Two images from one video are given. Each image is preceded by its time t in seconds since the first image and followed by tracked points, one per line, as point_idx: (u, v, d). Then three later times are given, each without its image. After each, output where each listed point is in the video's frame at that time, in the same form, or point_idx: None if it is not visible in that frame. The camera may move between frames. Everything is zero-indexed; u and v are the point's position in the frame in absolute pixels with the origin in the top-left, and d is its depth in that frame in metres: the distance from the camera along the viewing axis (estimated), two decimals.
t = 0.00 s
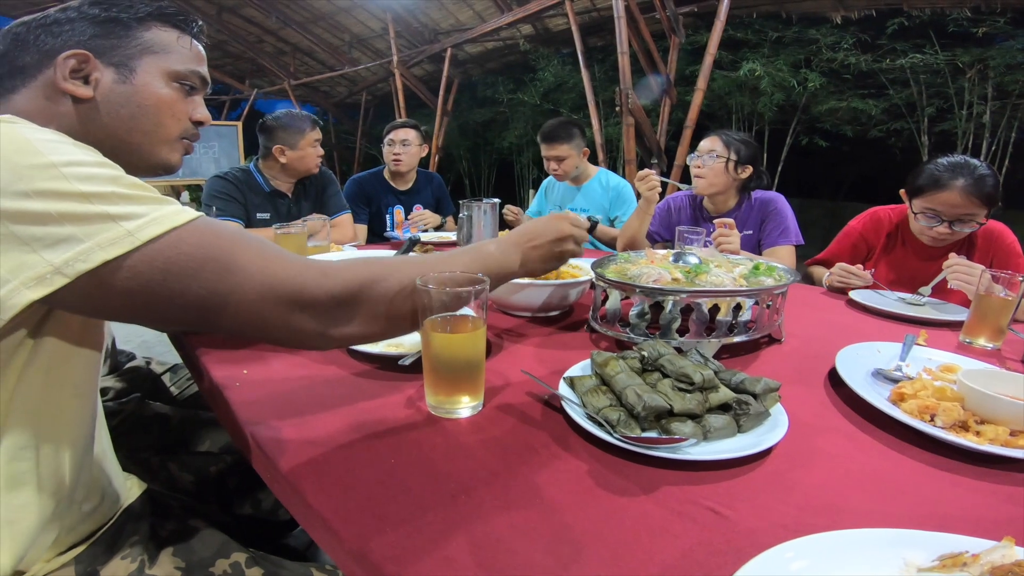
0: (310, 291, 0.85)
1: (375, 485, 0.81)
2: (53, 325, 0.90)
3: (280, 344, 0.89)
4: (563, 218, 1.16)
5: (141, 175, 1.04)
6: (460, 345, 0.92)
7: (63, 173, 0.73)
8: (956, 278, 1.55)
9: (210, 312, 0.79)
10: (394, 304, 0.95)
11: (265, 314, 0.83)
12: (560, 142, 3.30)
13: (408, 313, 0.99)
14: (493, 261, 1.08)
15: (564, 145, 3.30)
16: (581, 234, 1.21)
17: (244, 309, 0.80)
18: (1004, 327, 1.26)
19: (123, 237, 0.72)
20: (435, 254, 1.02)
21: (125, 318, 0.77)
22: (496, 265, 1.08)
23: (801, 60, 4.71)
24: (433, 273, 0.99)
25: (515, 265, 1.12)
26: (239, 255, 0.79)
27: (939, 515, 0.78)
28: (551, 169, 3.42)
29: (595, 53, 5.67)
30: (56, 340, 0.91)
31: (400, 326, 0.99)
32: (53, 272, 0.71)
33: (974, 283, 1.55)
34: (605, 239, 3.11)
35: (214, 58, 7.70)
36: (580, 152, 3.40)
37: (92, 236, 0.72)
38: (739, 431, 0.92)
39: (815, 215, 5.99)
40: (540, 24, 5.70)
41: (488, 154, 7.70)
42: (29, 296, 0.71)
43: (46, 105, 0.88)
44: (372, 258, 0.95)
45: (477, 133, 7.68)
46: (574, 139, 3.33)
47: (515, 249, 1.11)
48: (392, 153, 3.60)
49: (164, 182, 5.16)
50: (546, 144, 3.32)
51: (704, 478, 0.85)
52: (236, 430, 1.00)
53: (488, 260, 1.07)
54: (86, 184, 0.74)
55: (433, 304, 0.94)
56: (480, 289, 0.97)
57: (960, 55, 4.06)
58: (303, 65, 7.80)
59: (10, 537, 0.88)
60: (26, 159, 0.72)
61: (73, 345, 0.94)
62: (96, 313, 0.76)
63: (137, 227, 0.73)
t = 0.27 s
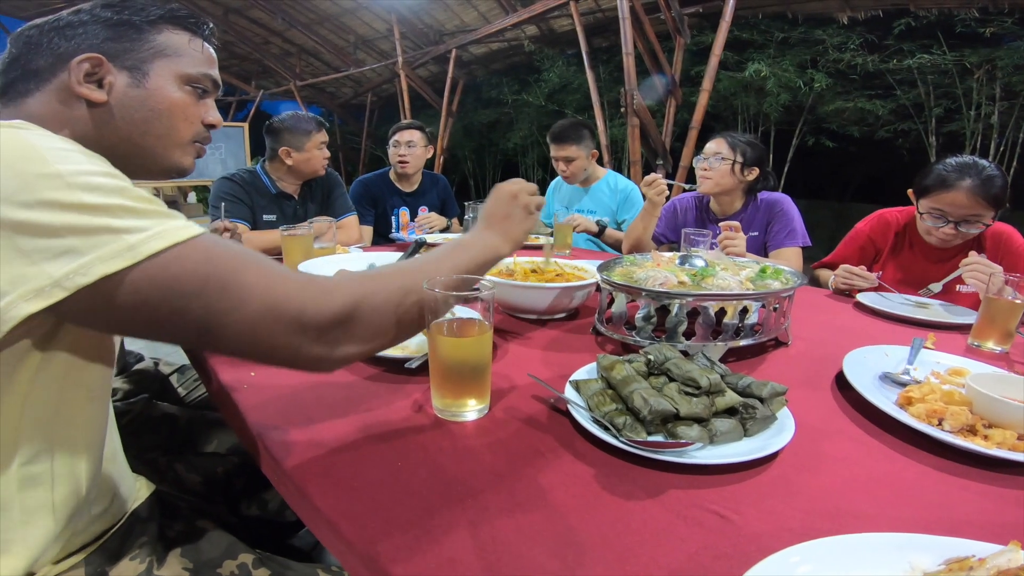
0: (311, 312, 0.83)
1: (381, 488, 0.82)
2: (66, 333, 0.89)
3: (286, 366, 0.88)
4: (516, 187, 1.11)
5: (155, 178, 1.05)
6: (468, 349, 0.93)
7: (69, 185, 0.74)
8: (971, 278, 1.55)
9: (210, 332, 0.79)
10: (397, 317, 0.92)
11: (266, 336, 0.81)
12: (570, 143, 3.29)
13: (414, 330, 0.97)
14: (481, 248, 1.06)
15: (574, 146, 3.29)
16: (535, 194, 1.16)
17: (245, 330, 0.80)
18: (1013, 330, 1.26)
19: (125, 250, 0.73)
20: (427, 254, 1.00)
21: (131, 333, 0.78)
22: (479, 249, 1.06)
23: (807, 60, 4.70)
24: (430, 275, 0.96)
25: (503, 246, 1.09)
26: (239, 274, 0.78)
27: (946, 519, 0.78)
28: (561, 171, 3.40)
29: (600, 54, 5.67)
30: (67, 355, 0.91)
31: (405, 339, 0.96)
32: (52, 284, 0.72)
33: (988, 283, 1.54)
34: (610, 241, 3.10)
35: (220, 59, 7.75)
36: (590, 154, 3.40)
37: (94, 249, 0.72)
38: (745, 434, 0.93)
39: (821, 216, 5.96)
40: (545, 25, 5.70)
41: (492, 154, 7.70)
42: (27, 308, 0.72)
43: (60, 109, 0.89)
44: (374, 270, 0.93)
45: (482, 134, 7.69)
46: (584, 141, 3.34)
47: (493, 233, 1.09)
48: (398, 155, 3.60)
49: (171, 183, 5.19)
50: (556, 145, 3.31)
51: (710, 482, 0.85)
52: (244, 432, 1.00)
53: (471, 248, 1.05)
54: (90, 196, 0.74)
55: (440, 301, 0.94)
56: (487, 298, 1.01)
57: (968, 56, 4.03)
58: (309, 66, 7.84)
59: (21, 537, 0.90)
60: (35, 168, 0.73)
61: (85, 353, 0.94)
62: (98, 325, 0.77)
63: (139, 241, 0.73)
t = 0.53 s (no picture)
0: (300, 336, 0.85)
1: (382, 490, 0.82)
2: (61, 347, 0.90)
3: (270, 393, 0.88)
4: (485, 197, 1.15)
5: (159, 181, 1.05)
6: (468, 352, 0.93)
7: (63, 202, 0.74)
8: (967, 282, 1.55)
9: (200, 357, 0.80)
10: (381, 340, 0.94)
11: (253, 361, 0.82)
12: (571, 145, 3.29)
13: (396, 352, 0.99)
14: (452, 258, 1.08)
15: (575, 148, 3.29)
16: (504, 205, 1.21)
17: (231, 355, 0.80)
18: (1017, 332, 1.25)
19: (117, 270, 0.73)
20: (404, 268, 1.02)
21: (118, 354, 0.78)
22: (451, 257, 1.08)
23: (810, 61, 4.69)
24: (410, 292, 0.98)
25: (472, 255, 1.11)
26: (230, 298, 0.79)
27: (947, 522, 0.78)
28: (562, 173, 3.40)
29: (602, 55, 5.66)
30: (62, 371, 0.91)
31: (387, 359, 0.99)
32: (38, 303, 0.72)
33: (984, 289, 1.54)
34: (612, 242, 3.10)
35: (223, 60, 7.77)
36: (591, 156, 3.40)
37: (84, 268, 0.73)
38: (747, 437, 0.93)
39: (824, 216, 5.95)
40: (547, 25, 5.70)
41: (495, 155, 7.70)
42: (13, 326, 0.72)
43: (62, 112, 0.89)
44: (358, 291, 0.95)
45: (484, 134, 7.69)
46: (585, 143, 3.34)
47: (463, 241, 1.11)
48: (400, 156, 3.61)
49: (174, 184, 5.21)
50: (557, 148, 3.31)
51: (711, 484, 0.85)
52: (247, 434, 1.00)
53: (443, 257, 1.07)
54: (83, 214, 0.75)
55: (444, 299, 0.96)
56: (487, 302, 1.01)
57: (972, 56, 4.01)
58: (311, 67, 7.85)
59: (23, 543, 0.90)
60: (31, 182, 0.73)
61: (85, 364, 0.94)
62: (80, 344, 0.77)
63: (131, 261, 0.74)
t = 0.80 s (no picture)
0: (310, 332, 0.85)
1: (384, 496, 0.82)
2: (70, 347, 0.90)
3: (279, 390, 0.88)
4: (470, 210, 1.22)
5: (161, 185, 1.06)
6: (471, 356, 0.93)
7: (74, 204, 0.74)
8: (963, 285, 1.55)
9: (215, 354, 0.79)
10: (388, 339, 0.95)
11: (263, 356, 0.82)
12: (567, 148, 3.28)
13: (403, 350, 0.99)
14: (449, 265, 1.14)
15: (571, 151, 3.29)
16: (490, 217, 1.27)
17: (242, 351, 0.80)
18: (1016, 335, 1.25)
19: (131, 270, 0.73)
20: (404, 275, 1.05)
21: (132, 354, 0.78)
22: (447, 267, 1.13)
23: (809, 62, 4.69)
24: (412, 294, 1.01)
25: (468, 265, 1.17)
26: (239, 295, 0.80)
27: (946, 526, 0.78)
28: (557, 175, 3.41)
29: (602, 57, 5.67)
30: (70, 372, 0.91)
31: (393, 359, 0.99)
32: (57, 304, 0.72)
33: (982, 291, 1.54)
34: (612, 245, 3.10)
35: (223, 62, 7.78)
36: (588, 159, 3.40)
37: (99, 268, 0.73)
38: (746, 442, 0.93)
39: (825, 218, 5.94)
40: (547, 27, 5.71)
41: (495, 157, 7.70)
42: (32, 328, 0.72)
43: (64, 117, 0.89)
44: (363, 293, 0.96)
45: (484, 136, 7.69)
46: (581, 146, 3.33)
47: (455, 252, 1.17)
48: (400, 159, 3.61)
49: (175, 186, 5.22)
50: (553, 151, 3.31)
51: (710, 490, 0.86)
52: (248, 438, 1.01)
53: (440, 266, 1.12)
54: (95, 214, 0.75)
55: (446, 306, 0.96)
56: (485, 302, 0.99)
57: (971, 57, 4.01)
58: (312, 69, 7.86)
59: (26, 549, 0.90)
60: (40, 187, 0.73)
61: (93, 366, 0.94)
62: (94, 345, 0.77)
63: (145, 260, 0.74)
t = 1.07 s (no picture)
0: (310, 329, 0.86)
1: (380, 499, 0.82)
2: (70, 347, 0.90)
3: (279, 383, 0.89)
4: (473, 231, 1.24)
5: (155, 188, 1.06)
6: (463, 361, 0.93)
7: (75, 205, 0.74)
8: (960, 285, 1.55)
9: (216, 350, 0.80)
10: (388, 341, 0.96)
11: (264, 352, 0.83)
12: (561, 143, 3.30)
13: (402, 350, 1.00)
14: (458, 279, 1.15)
15: (565, 148, 3.31)
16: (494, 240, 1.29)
17: (242, 347, 0.81)
18: (1012, 335, 1.25)
19: (133, 269, 0.73)
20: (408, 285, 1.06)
21: (136, 351, 0.78)
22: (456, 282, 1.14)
23: (806, 63, 4.71)
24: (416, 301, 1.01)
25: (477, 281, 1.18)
26: (242, 293, 0.80)
27: (940, 528, 0.79)
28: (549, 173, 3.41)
29: (599, 58, 5.67)
30: (74, 373, 0.92)
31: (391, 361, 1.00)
32: (61, 303, 0.72)
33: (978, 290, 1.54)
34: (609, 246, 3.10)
35: (221, 64, 7.78)
36: (581, 159, 3.41)
37: (102, 268, 0.73)
38: (742, 444, 0.94)
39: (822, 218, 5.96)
40: (544, 29, 5.72)
41: (492, 158, 7.70)
42: (37, 327, 0.71)
43: (58, 121, 0.89)
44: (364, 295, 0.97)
45: (481, 137, 7.69)
46: (576, 144, 3.35)
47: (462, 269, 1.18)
48: (399, 161, 3.60)
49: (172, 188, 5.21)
50: (547, 145, 3.32)
51: (705, 493, 0.86)
52: (244, 442, 1.00)
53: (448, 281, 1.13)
54: (96, 214, 0.75)
55: (438, 319, 0.97)
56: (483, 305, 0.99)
57: (966, 57, 4.03)
58: (309, 71, 7.86)
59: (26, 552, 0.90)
60: (41, 188, 0.73)
61: (93, 365, 0.95)
62: (96, 344, 0.77)
63: (146, 260, 0.74)
